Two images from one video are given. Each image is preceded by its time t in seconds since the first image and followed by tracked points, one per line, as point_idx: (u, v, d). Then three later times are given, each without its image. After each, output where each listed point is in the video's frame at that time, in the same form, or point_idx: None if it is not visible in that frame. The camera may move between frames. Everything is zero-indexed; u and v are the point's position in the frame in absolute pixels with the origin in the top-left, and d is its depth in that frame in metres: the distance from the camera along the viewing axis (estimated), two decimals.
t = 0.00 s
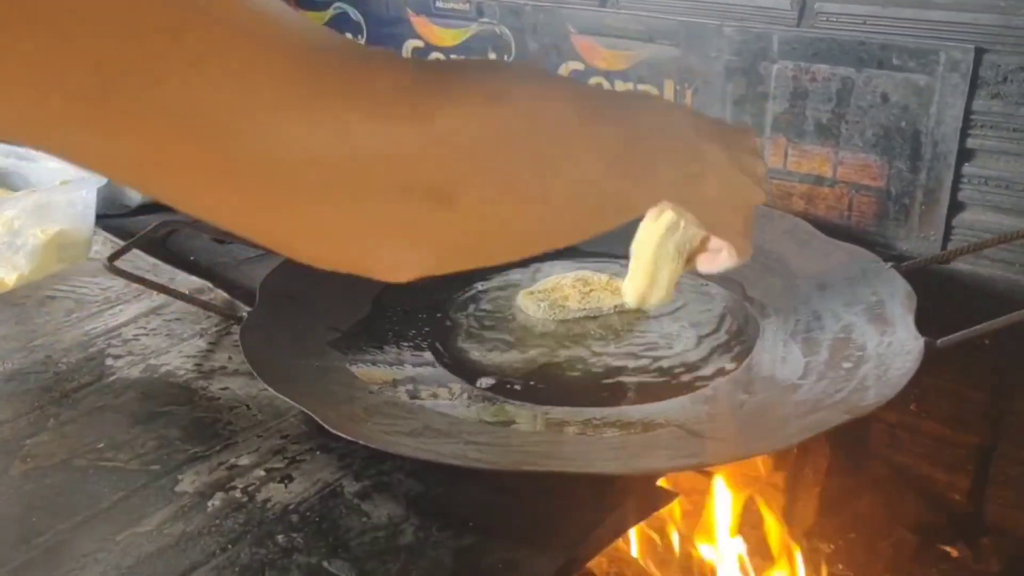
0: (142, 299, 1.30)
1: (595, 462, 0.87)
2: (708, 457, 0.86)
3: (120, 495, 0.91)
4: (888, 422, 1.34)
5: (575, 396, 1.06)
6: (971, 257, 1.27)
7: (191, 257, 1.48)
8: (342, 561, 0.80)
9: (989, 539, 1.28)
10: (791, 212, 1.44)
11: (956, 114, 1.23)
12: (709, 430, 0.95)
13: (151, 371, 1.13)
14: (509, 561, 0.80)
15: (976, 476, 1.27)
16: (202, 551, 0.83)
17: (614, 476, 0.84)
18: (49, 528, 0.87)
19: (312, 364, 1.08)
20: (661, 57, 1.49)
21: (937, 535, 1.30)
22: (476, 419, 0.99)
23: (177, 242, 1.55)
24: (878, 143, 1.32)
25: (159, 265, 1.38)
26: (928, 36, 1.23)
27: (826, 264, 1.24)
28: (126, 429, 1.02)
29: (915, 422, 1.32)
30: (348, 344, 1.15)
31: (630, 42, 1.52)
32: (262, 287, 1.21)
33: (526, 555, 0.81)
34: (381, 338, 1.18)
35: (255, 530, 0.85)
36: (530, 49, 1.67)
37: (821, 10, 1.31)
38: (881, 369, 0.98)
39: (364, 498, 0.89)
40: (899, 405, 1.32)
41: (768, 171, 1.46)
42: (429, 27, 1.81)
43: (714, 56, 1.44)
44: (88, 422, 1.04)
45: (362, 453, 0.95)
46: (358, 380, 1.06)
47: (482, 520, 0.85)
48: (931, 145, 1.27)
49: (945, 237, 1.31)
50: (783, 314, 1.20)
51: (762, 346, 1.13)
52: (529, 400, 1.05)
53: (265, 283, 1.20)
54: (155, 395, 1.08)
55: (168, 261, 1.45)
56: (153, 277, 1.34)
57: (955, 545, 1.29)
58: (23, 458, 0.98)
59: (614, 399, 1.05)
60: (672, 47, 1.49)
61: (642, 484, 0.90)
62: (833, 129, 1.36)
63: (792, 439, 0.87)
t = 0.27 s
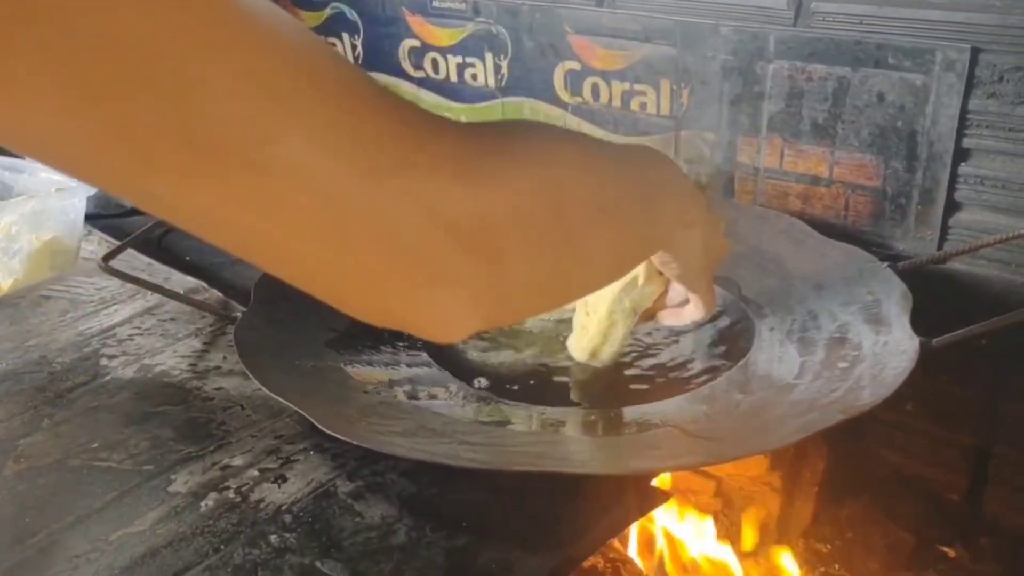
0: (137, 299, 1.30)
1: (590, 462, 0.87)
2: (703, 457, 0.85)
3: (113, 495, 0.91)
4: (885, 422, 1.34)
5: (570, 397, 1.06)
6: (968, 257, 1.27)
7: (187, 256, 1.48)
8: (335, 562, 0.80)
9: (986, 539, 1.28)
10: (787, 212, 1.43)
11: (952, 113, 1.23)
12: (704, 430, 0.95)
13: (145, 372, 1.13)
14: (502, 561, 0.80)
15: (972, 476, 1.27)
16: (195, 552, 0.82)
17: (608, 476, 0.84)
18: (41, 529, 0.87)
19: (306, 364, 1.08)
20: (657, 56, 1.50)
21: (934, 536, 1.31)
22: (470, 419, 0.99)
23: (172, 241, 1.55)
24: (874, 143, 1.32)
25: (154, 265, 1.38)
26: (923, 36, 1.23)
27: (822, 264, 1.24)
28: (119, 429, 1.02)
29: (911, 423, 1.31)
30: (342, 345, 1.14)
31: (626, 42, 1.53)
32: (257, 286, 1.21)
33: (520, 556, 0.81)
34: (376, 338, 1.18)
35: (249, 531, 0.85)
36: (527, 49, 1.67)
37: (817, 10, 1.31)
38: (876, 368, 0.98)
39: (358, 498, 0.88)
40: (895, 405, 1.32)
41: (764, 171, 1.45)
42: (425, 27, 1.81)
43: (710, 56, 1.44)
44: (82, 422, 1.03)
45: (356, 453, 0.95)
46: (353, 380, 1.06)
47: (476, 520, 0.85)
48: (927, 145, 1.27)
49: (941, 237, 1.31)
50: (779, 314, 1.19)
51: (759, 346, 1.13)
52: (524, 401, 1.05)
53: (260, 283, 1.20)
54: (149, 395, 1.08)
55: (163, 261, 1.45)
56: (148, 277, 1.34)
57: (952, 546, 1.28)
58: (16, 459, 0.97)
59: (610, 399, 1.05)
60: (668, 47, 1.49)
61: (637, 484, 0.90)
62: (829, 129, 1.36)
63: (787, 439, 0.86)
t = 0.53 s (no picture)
0: (133, 296, 1.30)
1: (586, 459, 0.87)
2: (700, 453, 0.85)
3: (107, 493, 0.91)
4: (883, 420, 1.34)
5: (567, 393, 1.05)
6: (966, 254, 1.27)
7: (184, 254, 1.48)
8: (329, 559, 0.80)
9: (984, 537, 1.27)
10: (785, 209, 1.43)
11: (950, 110, 1.23)
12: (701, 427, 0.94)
13: (141, 369, 1.12)
14: (497, 558, 0.80)
15: (970, 474, 1.27)
16: (189, 549, 0.82)
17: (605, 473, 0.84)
18: (35, 526, 0.86)
19: (302, 361, 1.07)
20: (655, 53, 1.49)
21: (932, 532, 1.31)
22: (467, 416, 0.99)
23: (169, 239, 1.55)
24: (872, 140, 1.32)
25: (150, 262, 1.38)
26: (921, 32, 1.22)
27: (820, 261, 1.24)
28: (114, 427, 1.01)
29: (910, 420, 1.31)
30: (339, 341, 1.14)
31: (624, 40, 1.52)
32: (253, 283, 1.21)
33: (515, 552, 0.80)
34: (372, 335, 1.17)
35: (243, 528, 0.84)
36: (525, 47, 1.67)
37: (815, 6, 1.30)
38: (873, 365, 0.98)
39: (352, 495, 0.88)
40: (893, 402, 1.31)
41: (762, 168, 1.45)
42: (423, 25, 1.80)
43: (708, 53, 1.43)
44: (76, 419, 1.03)
45: (352, 450, 0.95)
46: (349, 377, 1.05)
47: (472, 518, 0.85)
48: (925, 142, 1.26)
49: (939, 235, 1.31)
50: (777, 310, 1.19)
51: (757, 342, 1.13)
52: (521, 398, 1.04)
53: (256, 281, 1.20)
54: (144, 393, 1.08)
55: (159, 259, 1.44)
56: (144, 275, 1.34)
57: (950, 544, 1.30)
58: (10, 456, 0.97)
59: (607, 395, 1.05)
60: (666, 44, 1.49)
61: (633, 481, 0.89)
62: (827, 126, 1.35)
63: (784, 435, 0.86)
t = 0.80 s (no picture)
0: (129, 294, 1.29)
1: (583, 456, 0.86)
2: (696, 451, 0.85)
3: (102, 490, 0.90)
4: (881, 418, 1.33)
5: (565, 391, 1.05)
6: (964, 252, 1.27)
7: (181, 252, 1.47)
8: (324, 556, 0.80)
9: (982, 535, 1.27)
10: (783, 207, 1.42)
11: (949, 107, 1.22)
12: (697, 424, 0.94)
13: (137, 367, 1.12)
14: (493, 556, 0.79)
15: (969, 472, 1.26)
16: (184, 546, 0.82)
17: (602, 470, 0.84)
18: (30, 523, 0.86)
19: (298, 358, 1.07)
20: (653, 51, 1.49)
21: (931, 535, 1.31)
22: (463, 413, 0.99)
23: (166, 237, 1.54)
24: (870, 138, 1.31)
25: (147, 260, 1.37)
26: (919, 29, 1.22)
27: (818, 259, 1.23)
28: (110, 424, 1.01)
29: (909, 419, 1.31)
30: (335, 339, 1.14)
31: (622, 38, 1.52)
32: (252, 280, 1.22)
33: (511, 549, 0.80)
34: (369, 333, 1.17)
35: (238, 525, 0.84)
36: (523, 45, 1.67)
37: (813, 3, 1.30)
38: (871, 363, 0.97)
39: (348, 493, 0.88)
40: (892, 400, 1.31)
41: (760, 166, 1.45)
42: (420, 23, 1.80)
43: (706, 51, 1.43)
44: (72, 417, 1.03)
45: (348, 447, 0.95)
46: (345, 375, 1.05)
47: (468, 516, 0.84)
48: (924, 139, 1.26)
49: (937, 232, 1.30)
50: (775, 308, 1.19)
51: (755, 340, 1.12)
52: (518, 395, 1.04)
53: (252, 279, 1.20)
54: (140, 390, 1.07)
55: (156, 257, 1.44)
56: (141, 273, 1.33)
57: (949, 541, 1.30)
58: (5, 454, 0.97)
59: (605, 393, 1.04)
60: (665, 41, 1.48)
61: (630, 478, 0.89)
62: (825, 123, 1.35)
63: (781, 432, 0.86)
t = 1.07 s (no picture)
0: (125, 293, 1.29)
1: (581, 455, 0.86)
2: (695, 450, 0.84)
3: (96, 490, 0.90)
4: (881, 417, 1.33)
5: (563, 391, 1.04)
6: (964, 250, 1.26)
7: (177, 251, 1.47)
8: (320, 556, 0.79)
9: (982, 534, 1.27)
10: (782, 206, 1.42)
11: (948, 105, 1.22)
12: (696, 423, 0.94)
13: (132, 366, 1.11)
14: (490, 556, 0.79)
15: (968, 471, 1.26)
16: (179, 547, 0.81)
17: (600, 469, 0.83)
18: (23, 524, 0.85)
19: (294, 358, 1.06)
20: (652, 49, 1.48)
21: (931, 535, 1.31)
22: (460, 413, 0.98)
23: (162, 236, 1.54)
24: (869, 136, 1.31)
25: (143, 259, 1.37)
26: (919, 27, 1.21)
27: (817, 258, 1.23)
28: (105, 424, 1.01)
29: (908, 418, 1.30)
30: (332, 338, 1.13)
31: (620, 36, 1.51)
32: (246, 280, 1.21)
33: (508, 549, 0.79)
34: (366, 332, 1.16)
35: (233, 525, 0.83)
36: (521, 43, 1.66)
37: (812, 1, 1.29)
38: (870, 361, 0.97)
39: (344, 493, 0.87)
40: (892, 400, 1.31)
41: (759, 165, 1.44)
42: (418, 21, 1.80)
43: (704, 49, 1.42)
44: (67, 417, 1.02)
45: (344, 447, 0.94)
46: (341, 374, 1.04)
47: (465, 516, 0.84)
48: (923, 137, 1.26)
49: (937, 231, 1.30)
50: (774, 306, 1.18)
51: (754, 339, 1.12)
52: (515, 395, 1.03)
53: (249, 277, 1.19)
54: (136, 390, 1.07)
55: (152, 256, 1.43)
56: (137, 272, 1.33)
57: (949, 542, 1.30)
58: None
59: (603, 392, 1.04)
60: (663, 39, 1.48)
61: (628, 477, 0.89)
62: (824, 121, 1.34)
63: (780, 431, 0.85)
